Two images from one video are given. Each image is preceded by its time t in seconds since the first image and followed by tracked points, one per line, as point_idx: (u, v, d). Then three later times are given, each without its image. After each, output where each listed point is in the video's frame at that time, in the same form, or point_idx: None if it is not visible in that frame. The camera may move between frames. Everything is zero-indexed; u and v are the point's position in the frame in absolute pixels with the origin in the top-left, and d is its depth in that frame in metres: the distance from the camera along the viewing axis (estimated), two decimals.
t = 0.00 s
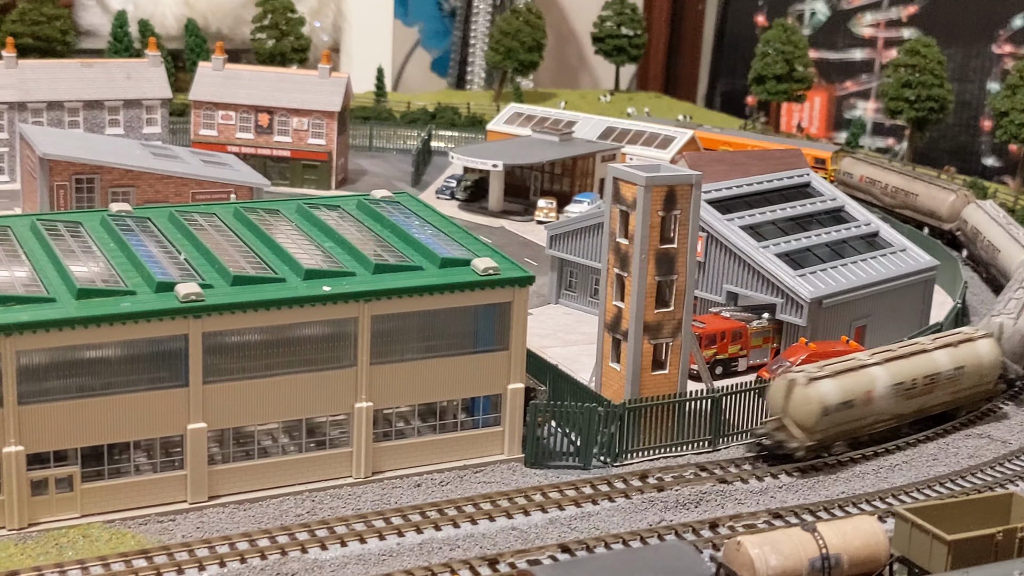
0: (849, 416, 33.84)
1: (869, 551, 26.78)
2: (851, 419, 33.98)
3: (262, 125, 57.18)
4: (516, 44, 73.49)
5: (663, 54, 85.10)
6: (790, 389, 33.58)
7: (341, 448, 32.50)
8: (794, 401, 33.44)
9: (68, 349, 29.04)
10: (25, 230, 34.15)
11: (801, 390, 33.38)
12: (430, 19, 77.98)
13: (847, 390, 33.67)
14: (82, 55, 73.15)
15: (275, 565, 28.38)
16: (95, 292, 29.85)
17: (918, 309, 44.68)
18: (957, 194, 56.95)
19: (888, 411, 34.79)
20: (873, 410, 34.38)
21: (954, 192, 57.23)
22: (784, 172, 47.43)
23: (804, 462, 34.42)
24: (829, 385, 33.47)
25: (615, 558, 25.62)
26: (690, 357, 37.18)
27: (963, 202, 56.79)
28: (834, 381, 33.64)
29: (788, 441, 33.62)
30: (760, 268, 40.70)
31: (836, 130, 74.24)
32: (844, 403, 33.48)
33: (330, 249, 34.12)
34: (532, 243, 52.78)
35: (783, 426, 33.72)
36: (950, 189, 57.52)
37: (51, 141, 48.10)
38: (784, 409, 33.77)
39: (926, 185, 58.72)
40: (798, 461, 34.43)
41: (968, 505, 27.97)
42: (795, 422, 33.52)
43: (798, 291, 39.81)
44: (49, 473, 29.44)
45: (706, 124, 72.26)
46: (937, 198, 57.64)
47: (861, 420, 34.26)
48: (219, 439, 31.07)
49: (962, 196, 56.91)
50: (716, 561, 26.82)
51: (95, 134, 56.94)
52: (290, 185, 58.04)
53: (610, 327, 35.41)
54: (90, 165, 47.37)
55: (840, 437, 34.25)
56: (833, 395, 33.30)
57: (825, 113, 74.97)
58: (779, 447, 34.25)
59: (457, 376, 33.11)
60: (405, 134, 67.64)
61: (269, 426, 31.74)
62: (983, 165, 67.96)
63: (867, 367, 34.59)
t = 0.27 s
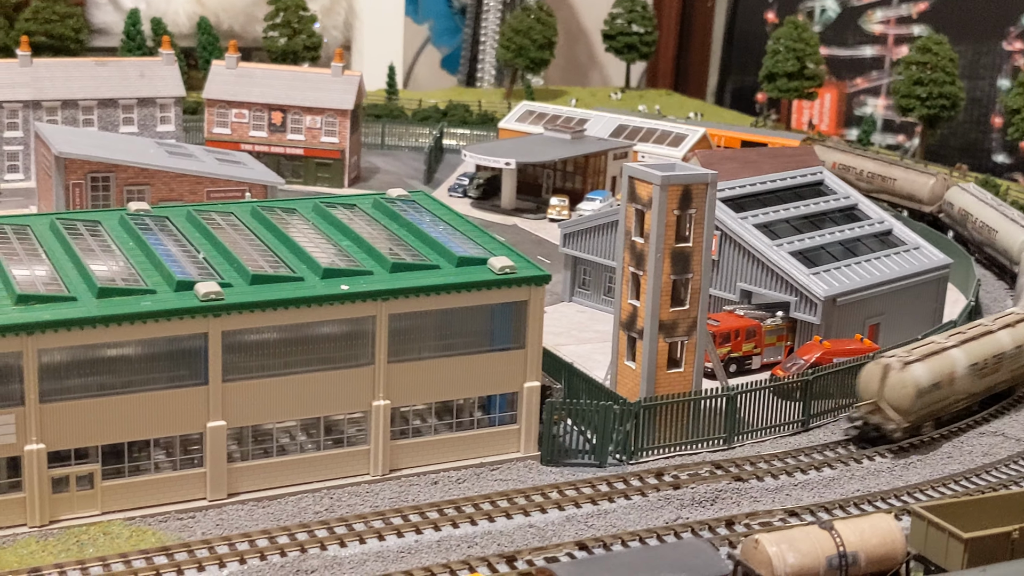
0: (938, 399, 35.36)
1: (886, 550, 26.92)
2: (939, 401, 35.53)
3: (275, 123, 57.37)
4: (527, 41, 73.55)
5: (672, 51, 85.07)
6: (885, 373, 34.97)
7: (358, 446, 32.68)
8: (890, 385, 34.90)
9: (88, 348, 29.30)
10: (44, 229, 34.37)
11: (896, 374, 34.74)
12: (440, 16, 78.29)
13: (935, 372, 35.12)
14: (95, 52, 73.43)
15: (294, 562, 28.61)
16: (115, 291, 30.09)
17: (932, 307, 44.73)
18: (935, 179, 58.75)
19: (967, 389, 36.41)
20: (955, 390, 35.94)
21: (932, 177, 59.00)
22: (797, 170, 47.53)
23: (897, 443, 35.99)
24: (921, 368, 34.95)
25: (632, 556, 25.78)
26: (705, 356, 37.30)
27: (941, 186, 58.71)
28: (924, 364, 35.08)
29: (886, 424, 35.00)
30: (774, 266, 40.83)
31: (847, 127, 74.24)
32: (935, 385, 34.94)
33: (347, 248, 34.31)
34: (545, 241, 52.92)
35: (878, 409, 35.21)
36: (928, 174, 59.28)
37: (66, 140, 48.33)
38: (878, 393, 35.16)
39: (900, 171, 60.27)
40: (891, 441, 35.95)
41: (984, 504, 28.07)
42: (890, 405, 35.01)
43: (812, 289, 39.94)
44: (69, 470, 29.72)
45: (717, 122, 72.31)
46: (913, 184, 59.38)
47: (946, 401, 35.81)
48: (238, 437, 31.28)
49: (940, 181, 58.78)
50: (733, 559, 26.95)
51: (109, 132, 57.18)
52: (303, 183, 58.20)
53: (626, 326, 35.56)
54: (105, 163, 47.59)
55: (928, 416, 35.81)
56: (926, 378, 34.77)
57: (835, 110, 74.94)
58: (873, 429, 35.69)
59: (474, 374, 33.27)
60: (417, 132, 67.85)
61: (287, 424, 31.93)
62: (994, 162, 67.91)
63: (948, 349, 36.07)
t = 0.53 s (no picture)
0: (998, 382, 37.04)
1: (890, 552, 27.07)
2: (997, 384, 37.21)
3: (280, 125, 57.52)
4: (530, 43, 73.75)
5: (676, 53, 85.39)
6: (953, 360, 36.56)
7: (364, 449, 32.83)
8: (958, 371, 36.47)
9: (97, 352, 29.46)
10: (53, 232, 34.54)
11: (963, 360, 36.38)
12: (443, 17, 78.66)
13: (996, 356, 36.78)
14: (100, 54, 73.61)
15: (302, 564, 28.78)
16: (124, 294, 30.25)
17: (936, 309, 44.85)
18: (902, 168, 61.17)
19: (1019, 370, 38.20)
20: (1011, 372, 37.66)
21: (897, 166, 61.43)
22: (801, 173, 47.69)
23: (962, 425, 37.67)
24: (983, 353, 36.60)
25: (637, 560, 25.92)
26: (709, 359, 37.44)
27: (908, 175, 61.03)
28: (986, 350, 36.73)
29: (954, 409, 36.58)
30: (778, 269, 40.96)
31: (850, 128, 74.36)
32: (997, 368, 36.64)
33: (353, 251, 34.46)
34: (549, 243, 53.08)
35: (946, 394, 36.74)
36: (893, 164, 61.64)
37: (73, 142, 48.52)
38: (946, 377, 36.74)
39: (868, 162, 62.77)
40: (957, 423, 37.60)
41: (988, 507, 28.17)
42: (958, 390, 36.57)
43: (816, 292, 40.08)
44: (78, 473, 29.87)
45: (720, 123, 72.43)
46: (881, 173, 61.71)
47: (1002, 383, 37.52)
48: (245, 441, 31.44)
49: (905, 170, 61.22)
50: (738, 562, 27.09)
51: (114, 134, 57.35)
52: (308, 185, 58.48)
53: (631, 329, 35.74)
54: (111, 166, 47.79)
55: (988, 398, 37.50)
56: (989, 362, 36.41)
57: (839, 111, 75.07)
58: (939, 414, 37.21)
59: (479, 377, 33.42)
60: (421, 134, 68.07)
61: (294, 427, 32.07)
62: (997, 163, 67.92)
63: (1001, 334, 37.74)
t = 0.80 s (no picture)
0: None
1: (894, 559, 27.52)
2: None
3: (286, 130, 57.69)
4: (535, 47, 73.99)
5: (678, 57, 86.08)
6: (1004, 350, 38.20)
7: (372, 455, 33.04)
8: (1009, 360, 38.15)
9: (106, 360, 29.71)
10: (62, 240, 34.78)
11: (1014, 349, 38.07)
12: (448, 20, 78.14)
13: None
14: (105, 58, 73.84)
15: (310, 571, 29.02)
16: (133, 303, 30.51)
17: (940, 314, 45.04)
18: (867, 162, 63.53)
19: None
20: None
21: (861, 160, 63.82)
22: (806, 179, 47.91)
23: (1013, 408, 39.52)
24: None
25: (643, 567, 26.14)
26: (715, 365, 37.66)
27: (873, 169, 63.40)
28: None
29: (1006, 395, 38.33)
30: (783, 275, 41.17)
31: (854, 131, 74.57)
32: None
33: (361, 259, 34.68)
34: (554, 248, 53.27)
35: (998, 381, 38.40)
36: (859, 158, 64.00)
37: (81, 148, 48.76)
38: (997, 366, 38.39)
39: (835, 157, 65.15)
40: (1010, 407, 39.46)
41: (992, 515, 28.35)
42: (1010, 377, 38.24)
43: (821, 298, 40.29)
44: (88, 480, 30.12)
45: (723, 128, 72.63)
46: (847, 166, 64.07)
47: None
48: (254, 447, 31.66)
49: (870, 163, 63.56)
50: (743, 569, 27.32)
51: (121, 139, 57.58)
52: (314, 190, 58.76)
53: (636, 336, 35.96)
54: (118, 172, 48.05)
55: None
56: None
57: (842, 114, 75.35)
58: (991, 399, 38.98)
59: (486, 384, 33.63)
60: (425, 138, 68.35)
61: (301, 433, 32.28)
62: (1000, 167, 67.96)
63: None
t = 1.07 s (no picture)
0: None
1: (908, 560, 27.74)
2: None
3: (297, 132, 57.94)
4: (543, 48, 74.15)
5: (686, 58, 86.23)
6: None
7: (387, 456, 33.27)
8: None
9: (125, 362, 29.98)
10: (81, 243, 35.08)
11: None
12: (454, 21, 79.09)
13: None
14: (115, 59, 74.19)
15: (326, 571, 29.28)
16: (152, 305, 30.79)
17: (949, 316, 45.20)
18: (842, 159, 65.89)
19: None
20: None
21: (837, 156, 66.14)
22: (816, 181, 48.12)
23: None
24: None
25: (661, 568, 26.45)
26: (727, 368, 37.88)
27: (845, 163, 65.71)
28: None
29: None
30: (793, 277, 41.37)
31: (861, 131, 74.73)
32: None
33: (376, 261, 34.90)
34: (564, 250, 53.42)
35: None
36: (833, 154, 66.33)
37: (94, 150, 49.02)
38: None
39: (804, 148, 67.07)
40: None
41: (1006, 517, 28.52)
42: None
43: (831, 300, 40.50)
44: (107, 481, 30.38)
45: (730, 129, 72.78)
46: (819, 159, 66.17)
47: None
48: (271, 448, 31.91)
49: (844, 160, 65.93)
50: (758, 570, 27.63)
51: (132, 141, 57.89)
52: (324, 191, 58.79)
53: (649, 339, 36.23)
54: (131, 174, 48.34)
55: None
56: None
57: (849, 114, 75.52)
58: None
59: (501, 386, 33.84)
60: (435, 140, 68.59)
61: (316, 435, 32.50)
62: (1007, 167, 68.00)
63: None
